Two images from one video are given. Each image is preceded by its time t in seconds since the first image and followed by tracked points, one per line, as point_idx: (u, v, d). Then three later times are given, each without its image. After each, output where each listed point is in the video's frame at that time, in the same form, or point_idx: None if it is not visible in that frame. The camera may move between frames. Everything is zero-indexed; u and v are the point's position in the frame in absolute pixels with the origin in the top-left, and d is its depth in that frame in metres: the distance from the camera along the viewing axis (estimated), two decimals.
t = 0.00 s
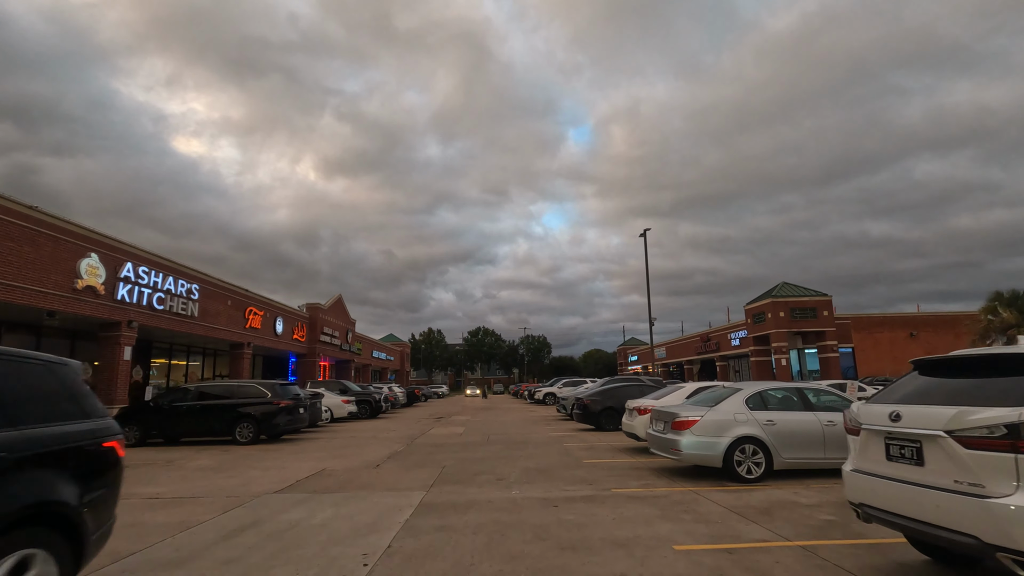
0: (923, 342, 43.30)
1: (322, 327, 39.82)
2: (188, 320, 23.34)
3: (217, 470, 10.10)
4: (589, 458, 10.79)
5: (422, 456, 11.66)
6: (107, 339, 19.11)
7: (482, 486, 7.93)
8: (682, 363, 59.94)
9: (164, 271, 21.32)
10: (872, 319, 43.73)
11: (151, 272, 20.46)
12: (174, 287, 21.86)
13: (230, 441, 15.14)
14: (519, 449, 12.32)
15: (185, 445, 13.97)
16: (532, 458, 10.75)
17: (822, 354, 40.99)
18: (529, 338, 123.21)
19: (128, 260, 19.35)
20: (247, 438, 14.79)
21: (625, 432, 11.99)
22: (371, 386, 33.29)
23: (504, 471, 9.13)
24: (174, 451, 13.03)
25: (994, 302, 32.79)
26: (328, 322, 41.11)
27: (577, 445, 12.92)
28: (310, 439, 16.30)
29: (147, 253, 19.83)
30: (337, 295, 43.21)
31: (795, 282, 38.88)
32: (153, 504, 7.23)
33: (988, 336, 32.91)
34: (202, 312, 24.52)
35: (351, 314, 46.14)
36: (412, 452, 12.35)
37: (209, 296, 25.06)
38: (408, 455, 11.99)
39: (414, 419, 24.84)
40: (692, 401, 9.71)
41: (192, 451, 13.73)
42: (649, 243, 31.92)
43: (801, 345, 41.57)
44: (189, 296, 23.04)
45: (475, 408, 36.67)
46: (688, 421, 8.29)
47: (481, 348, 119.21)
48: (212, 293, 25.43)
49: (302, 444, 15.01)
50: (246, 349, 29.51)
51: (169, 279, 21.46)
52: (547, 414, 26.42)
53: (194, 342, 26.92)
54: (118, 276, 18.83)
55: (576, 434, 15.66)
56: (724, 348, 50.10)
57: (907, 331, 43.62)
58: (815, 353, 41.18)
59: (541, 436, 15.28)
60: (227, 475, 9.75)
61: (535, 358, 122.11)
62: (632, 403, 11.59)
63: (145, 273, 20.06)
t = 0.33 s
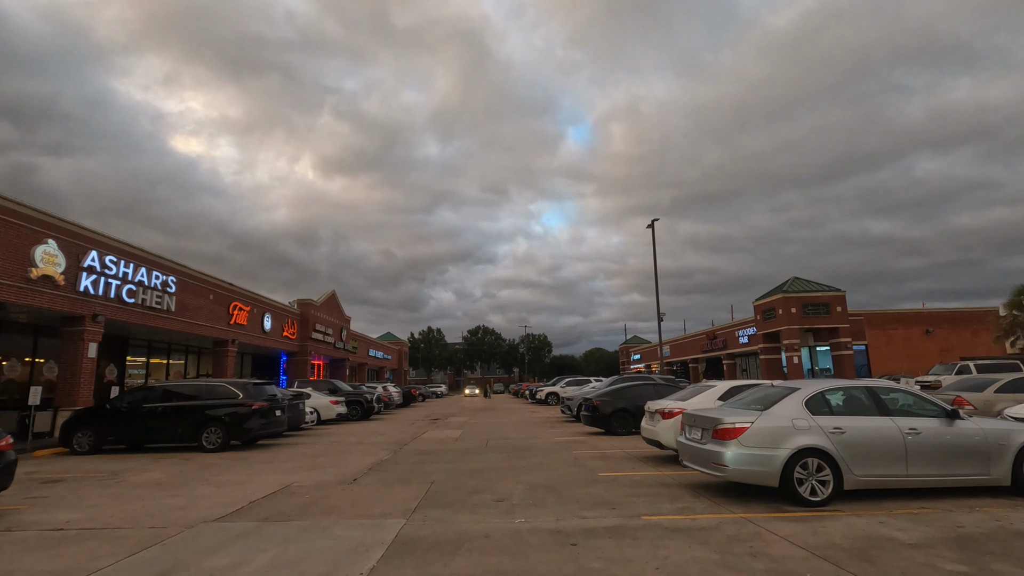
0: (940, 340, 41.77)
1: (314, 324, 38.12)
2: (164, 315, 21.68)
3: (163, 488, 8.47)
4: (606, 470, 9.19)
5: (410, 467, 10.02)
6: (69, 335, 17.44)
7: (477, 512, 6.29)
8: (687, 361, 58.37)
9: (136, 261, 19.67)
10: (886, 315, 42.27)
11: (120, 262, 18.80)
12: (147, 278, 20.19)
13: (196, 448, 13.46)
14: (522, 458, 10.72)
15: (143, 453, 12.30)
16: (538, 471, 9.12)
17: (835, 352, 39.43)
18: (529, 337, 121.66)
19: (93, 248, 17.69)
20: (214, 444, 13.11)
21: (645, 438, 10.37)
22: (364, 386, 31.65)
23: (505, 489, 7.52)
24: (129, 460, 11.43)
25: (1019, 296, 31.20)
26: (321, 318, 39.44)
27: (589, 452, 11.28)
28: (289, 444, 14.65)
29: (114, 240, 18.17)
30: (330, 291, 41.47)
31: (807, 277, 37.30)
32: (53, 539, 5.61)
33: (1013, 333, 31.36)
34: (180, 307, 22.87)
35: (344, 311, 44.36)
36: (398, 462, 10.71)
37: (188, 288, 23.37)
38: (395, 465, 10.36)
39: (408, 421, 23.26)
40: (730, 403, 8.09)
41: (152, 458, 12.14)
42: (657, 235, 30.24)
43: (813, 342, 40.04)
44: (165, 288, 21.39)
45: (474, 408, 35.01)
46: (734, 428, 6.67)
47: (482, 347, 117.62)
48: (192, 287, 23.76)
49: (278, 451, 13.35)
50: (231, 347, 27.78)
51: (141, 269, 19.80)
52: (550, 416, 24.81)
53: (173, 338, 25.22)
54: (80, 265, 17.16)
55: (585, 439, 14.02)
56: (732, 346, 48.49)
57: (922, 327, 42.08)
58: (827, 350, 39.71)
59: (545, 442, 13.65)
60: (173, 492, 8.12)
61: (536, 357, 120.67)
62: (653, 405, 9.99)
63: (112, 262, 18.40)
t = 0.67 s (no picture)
0: (959, 336, 40.00)
1: (305, 321, 36.30)
2: (132, 308, 19.84)
3: (73, 515, 6.68)
4: (631, 488, 7.43)
5: (390, 484, 8.20)
6: (18, 329, 15.65)
7: (468, 560, 4.52)
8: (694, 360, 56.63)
9: (98, 249, 17.89)
10: (902, 311, 40.52)
11: (79, 249, 17.04)
12: (111, 268, 18.39)
13: (149, 457, 11.65)
14: (528, 471, 8.96)
15: (82, 464, 10.51)
16: (548, 490, 7.31)
17: (851, 349, 37.68)
18: (530, 336, 119.95)
19: (45, 233, 15.92)
20: (167, 454, 11.31)
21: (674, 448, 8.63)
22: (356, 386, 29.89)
23: (507, 520, 5.74)
24: (61, 474, 9.65)
25: None
26: (313, 315, 37.64)
27: (605, 464, 9.46)
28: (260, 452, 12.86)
29: (70, 225, 16.39)
30: (322, 287, 39.63)
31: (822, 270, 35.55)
32: None
33: None
34: (153, 300, 21.12)
35: (338, 308, 42.53)
36: (378, 477, 8.90)
37: (161, 281, 21.55)
38: (373, 481, 8.56)
39: (401, 424, 21.50)
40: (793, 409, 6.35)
41: (92, 470, 10.36)
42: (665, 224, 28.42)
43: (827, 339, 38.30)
44: (132, 279, 19.58)
45: (473, 409, 33.23)
46: (819, 442, 4.89)
47: (482, 346, 115.80)
48: (166, 279, 21.95)
49: (245, 460, 11.54)
50: (213, 344, 25.89)
51: (104, 258, 18.04)
52: (555, 417, 23.02)
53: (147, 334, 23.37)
54: (29, 252, 15.38)
55: (597, 445, 12.21)
56: (741, 344, 46.72)
57: (940, 323, 40.32)
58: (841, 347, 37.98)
59: (553, 449, 11.82)
60: (81, 521, 6.33)
61: (536, 356, 119.00)
62: (686, 407, 8.25)
63: (68, 249, 16.63)
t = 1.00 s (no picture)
0: (981, 333, 38.14)
1: (295, 317, 34.32)
2: (93, 300, 17.91)
3: None
4: (678, 523, 5.52)
5: (358, 514, 6.30)
6: None
7: None
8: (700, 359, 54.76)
9: (48, 233, 16.00)
10: (922, 307, 38.68)
11: (25, 232, 15.17)
12: (64, 254, 16.50)
13: (81, 471, 9.75)
14: (536, 495, 7.05)
15: None
16: (565, 528, 5.41)
17: (869, 347, 35.79)
18: (530, 335, 118.18)
19: None
20: (98, 469, 9.39)
21: (723, 465, 6.78)
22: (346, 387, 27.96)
23: None
24: None
25: None
26: (304, 311, 35.66)
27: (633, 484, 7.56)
28: (220, 463, 10.97)
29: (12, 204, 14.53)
30: (314, 282, 37.63)
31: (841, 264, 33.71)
32: None
33: None
34: (118, 292, 19.19)
35: (331, 304, 40.52)
36: (347, 501, 7.01)
37: (127, 271, 19.58)
38: (338, 508, 6.66)
39: (392, 428, 19.62)
40: (922, 420, 4.47)
41: None
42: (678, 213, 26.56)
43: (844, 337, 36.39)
44: (91, 268, 17.67)
45: (471, 410, 31.30)
46: None
47: (482, 345, 113.82)
48: (133, 268, 19.98)
49: (196, 475, 9.64)
50: (190, 340, 23.87)
51: (56, 244, 16.16)
52: (560, 420, 21.11)
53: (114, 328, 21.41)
54: None
55: (616, 455, 10.31)
56: (751, 341, 44.82)
57: (962, 320, 38.48)
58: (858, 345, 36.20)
59: (565, 461, 9.91)
60: None
61: (537, 356, 117.27)
62: (742, 414, 6.41)
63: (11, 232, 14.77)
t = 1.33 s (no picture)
0: (1008, 329, 36.22)
1: (283, 313, 32.17)
2: (42, 289, 15.91)
3: None
4: None
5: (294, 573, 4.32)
6: None
7: None
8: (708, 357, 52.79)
9: None
10: (946, 301, 36.68)
11: None
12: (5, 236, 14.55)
13: None
14: (552, 538, 5.08)
15: None
16: None
17: (892, 343, 33.82)
18: (531, 333, 116.32)
19: None
20: None
21: (816, 496, 4.79)
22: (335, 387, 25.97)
23: None
24: None
25: None
26: (293, 307, 33.54)
27: (682, 519, 5.55)
28: (162, 480, 9.00)
29: None
30: (305, 276, 35.52)
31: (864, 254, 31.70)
32: None
33: None
34: (75, 282, 17.21)
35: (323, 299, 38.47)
36: (287, 546, 5.03)
37: (83, 257, 17.57)
38: (270, 559, 4.68)
39: (380, 432, 17.65)
40: None
41: None
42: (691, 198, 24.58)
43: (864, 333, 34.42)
44: (38, 253, 15.70)
45: (470, 412, 29.30)
46: None
47: (482, 345, 111.82)
48: (91, 255, 17.97)
49: (121, 498, 7.68)
50: (163, 336, 21.63)
51: None
52: (567, 424, 19.13)
53: (73, 322, 19.34)
54: None
55: (644, 471, 8.30)
56: (764, 338, 42.83)
57: (988, 315, 36.51)
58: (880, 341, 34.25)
59: (582, 480, 7.89)
60: None
61: (539, 355, 115.41)
62: (852, 427, 4.42)
63: None
